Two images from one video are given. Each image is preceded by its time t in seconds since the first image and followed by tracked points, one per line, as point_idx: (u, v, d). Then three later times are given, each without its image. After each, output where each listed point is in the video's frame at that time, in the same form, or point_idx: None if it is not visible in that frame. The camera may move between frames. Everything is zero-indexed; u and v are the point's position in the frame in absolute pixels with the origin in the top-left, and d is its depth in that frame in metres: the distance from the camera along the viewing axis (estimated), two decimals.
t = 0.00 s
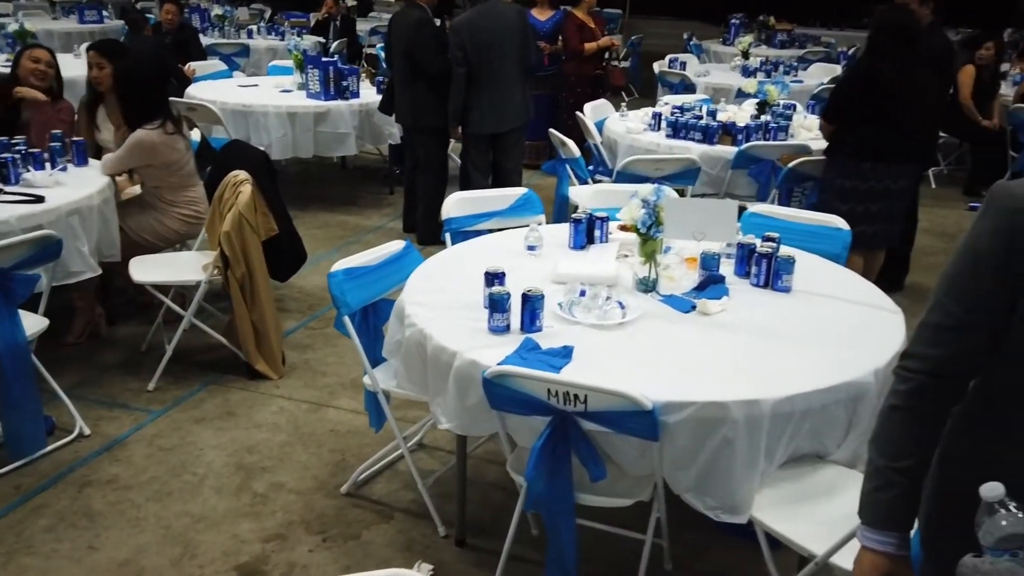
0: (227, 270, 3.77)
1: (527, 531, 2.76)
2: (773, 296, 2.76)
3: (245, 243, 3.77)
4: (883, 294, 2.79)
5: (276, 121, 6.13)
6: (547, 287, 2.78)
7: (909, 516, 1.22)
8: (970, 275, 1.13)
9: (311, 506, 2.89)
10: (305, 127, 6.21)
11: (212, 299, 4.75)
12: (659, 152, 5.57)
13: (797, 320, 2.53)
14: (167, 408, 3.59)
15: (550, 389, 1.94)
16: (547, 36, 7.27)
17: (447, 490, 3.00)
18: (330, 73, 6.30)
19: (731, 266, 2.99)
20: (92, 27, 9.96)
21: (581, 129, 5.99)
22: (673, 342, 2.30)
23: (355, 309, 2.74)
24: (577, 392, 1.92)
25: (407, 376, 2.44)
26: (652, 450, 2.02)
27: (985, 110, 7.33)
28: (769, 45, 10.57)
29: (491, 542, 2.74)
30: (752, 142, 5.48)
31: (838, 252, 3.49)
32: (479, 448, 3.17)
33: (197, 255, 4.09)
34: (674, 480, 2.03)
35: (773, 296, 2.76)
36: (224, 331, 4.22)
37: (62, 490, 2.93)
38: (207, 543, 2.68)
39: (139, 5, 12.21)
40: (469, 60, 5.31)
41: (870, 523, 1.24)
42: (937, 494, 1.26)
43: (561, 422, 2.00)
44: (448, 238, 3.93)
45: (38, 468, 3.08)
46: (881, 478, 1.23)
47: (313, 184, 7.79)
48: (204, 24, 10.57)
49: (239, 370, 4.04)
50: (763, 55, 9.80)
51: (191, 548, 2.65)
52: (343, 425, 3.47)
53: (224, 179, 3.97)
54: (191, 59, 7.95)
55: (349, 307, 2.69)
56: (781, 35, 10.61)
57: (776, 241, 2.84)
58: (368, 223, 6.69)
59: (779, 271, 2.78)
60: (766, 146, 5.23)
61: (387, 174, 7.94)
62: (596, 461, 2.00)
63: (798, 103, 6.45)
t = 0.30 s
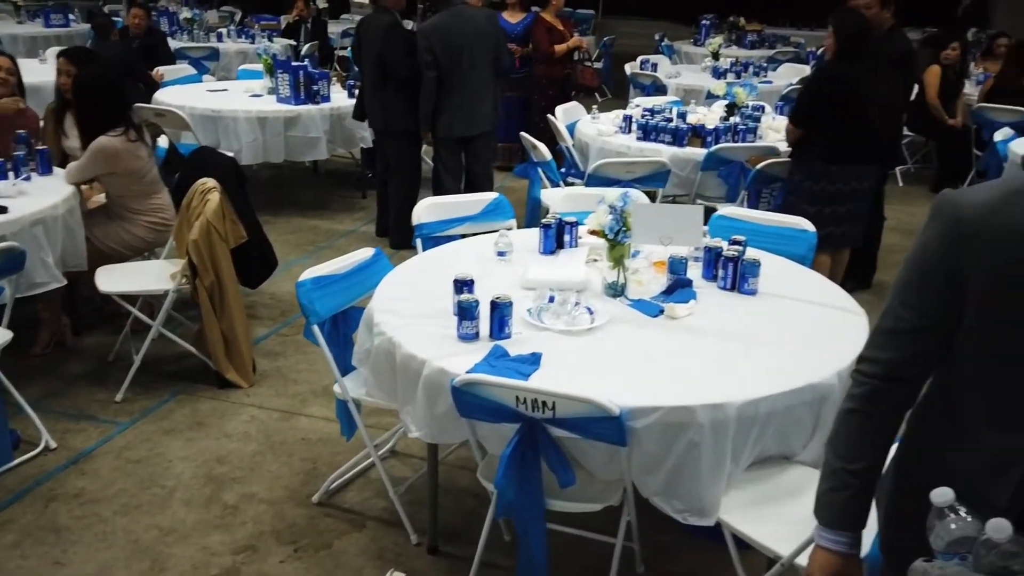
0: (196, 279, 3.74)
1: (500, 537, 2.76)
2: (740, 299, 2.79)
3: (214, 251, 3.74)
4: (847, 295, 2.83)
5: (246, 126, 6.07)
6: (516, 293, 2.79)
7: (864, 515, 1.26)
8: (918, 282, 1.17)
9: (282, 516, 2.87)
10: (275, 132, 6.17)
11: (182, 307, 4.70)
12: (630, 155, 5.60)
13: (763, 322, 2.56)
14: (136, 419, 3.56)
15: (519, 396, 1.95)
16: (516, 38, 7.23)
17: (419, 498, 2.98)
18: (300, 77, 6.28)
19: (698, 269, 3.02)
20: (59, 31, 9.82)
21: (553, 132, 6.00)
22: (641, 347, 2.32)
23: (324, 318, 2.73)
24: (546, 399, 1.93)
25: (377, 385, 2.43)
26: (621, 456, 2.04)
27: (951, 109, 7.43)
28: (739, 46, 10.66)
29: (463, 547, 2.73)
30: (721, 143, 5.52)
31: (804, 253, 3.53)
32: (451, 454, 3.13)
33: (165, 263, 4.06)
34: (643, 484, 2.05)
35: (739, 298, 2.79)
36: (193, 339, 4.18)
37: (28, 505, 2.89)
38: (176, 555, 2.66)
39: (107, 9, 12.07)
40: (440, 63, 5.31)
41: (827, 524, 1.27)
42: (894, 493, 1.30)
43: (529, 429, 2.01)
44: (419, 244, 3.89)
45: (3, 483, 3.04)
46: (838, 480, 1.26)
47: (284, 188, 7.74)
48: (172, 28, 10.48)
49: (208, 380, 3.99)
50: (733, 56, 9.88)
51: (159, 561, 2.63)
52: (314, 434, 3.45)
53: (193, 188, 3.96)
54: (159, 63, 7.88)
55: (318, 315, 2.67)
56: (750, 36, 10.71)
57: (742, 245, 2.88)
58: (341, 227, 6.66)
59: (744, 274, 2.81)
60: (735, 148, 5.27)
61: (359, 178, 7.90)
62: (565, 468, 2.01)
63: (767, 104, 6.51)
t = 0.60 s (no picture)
0: (161, 290, 3.69)
1: (471, 548, 2.74)
2: (708, 303, 2.80)
3: (180, 262, 3.69)
4: (813, 298, 2.86)
5: (213, 132, 6.01)
6: (485, 301, 2.77)
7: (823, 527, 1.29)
8: (860, 292, 1.22)
9: (252, 530, 2.84)
10: (243, 137, 6.10)
11: (149, 318, 4.64)
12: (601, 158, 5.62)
13: (730, 326, 2.58)
14: (101, 434, 3.51)
15: (487, 406, 1.94)
16: (484, 40, 7.33)
17: (392, 509, 2.95)
18: (268, 83, 6.24)
19: (667, 274, 3.03)
20: (22, 36, 9.67)
21: (524, 136, 6.01)
22: (609, 353, 2.33)
23: (291, 329, 2.70)
24: (513, 409, 1.93)
25: (345, 397, 2.40)
26: (590, 463, 2.04)
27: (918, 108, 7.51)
28: (710, 46, 10.71)
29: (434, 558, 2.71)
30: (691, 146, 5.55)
31: (772, 256, 3.56)
32: (422, 463, 3.10)
33: (131, 274, 4.00)
34: (612, 490, 2.06)
35: (708, 303, 2.80)
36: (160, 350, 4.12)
37: None
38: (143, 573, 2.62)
39: (73, 13, 11.91)
40: (409, 65, 5.29)
41: (786, 537, 1.29)
42: (851, 502, 1.37)
43: (498, 439, 2.00)
44: (389, 251, 3.84)
45: None
46: (795, 493, 1.29)
47: (253, 195, 7.66)
48: (138, 32, 10.34)
49: (176, 392, 3.94)
50: (704, 57, 9.93)
51: None
52: (284, 445, 3.42)
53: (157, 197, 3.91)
54: (124, 69, 7.78)
55: (285, 326, 2.65)
56: (721, 36, 10.77)
57: (710, 249, 2.90)
58: (312, 234, 6.60)
59: (712, 278, 2.82)
60: (705, 151, 5.30)
61: (330, 183, 7.84)
62: (534, 477, 2.00)
63: (736, 105, 6.55)
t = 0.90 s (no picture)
0: (129, 297, 3.66)
1: (442, 552, 2.75)
2: (676, 306, 2.84)
3: (147, 269, 3.67)
4: (775, 299, 2.90)
5: (182, 137, 5.97)
6: (455, 305, 2.79)
7: (782, 538, 1.33)
8: (811, 300, 1.26)
9: (221, 538, 2.84)
10: (213, 142, 6.06)
11: (116, 325, 4.60)
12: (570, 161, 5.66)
13: (695, 328, 2.62)
14: (67, 444, 3.47)
15: (454, 412, 1.96)
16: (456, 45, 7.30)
17: (363, 515, 2.95)
18: (237, 87, 6.19)
19: (634, 278, 3.06)
20: None
21: (494, 139, 6.02)
22: (576, 356, 2.36)
23: (260, 336, 2.70)
24: (481, 414, 1.94)
25: (314, 404, 2.41)
26: (558, 467, 2.07)
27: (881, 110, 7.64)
28: (679, 49, 10.81)
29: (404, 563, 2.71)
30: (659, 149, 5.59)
31: (737, 258, 3.61)
32: (393, 468, 3.10)
33: (98, 281, 3.97)
34: (581, 493, 2.08)
35: (674, 305, 2.84)
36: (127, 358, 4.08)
37: None
38: None
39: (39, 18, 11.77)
40: (384, 69, 5.29)
41: (748, 551, 1.32)
42: (808, 505, 1.42)
43: (466, 444, 2.02)
44: (358, 257, 3.82)
45: None
46: (755, 506, 1.33)
47: (223, 199, 7.62)
48: (106, 36, 10.24)
49: (144, 400, 3.91)
50: (673, 60, 10.02)
51: None
52: (254, 452, 3.41)
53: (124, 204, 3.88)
54: (91, 73, 7.70)
55: (253, 334, 2.64)
56: (690, 39, 10.87)
57: (676, 253, 2.93)
58: (282, 238, 6.57)
59: (677, 281, 2.86)
60: (673, 154, 5.35)
61: (301, 187, 7.81)
62: (502, 481, 2.02)
63: (704, 108, 6.62)
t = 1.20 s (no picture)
0: (91, 305, 3.60)
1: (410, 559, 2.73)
2: (642, 309, 2.85)
3: (109, 276, 3.61)
4: (740, 302, 2.93)
5: (146, 142, 5.90)
6: (422, 310, 2.78)
7: (748, 539, 1.34)
8: (770, 303, 1.28)
9: (186, 548, 2.80)
10: (179, 148, 6.00)
11: (79, 333, 4.53)
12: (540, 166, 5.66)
13: (661, 331, 2.63)
14: (28, 454, 3.41)
15: (420, 417, 1.95)
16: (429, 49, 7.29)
17: (329, 522, 2.92)
18: (204, 92, 6.14)
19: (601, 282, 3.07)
20: None
21: (463, 144, 6.01)
22: (543, 360, 2.36)
23: (224, 343, 2.67)
24: (447, 419, 1.94)
25: (278, 411, 2.38)
26: (524, 471, 2.07)
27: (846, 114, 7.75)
28: (648, 54, 10.88)
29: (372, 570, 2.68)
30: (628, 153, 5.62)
31: (704, 261, 3.64)
32: (361, 474, 3.08)
33: (59, 289, 3.90)
34: (547, 497, 2.08)
35: (641, 309, 2.85)
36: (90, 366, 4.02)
37: None
38: None
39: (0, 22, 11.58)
40: (359, 72, 5.28)
41: (717, 553, 1.34)
42: (768, 506, 1.43)
43: (431, 450, 2.01)
44: (325, 262, 3.79)
45: None
46: (721, 507, 1.33)
47: (189, 205, 7.53)
48: (70, 40, 10.09)
49: (107, 409, 3.85)
50: (642, 65, 10.08)
51: None
52: (219, 460, 3.37)
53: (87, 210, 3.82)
54: (54, 78, 7.58)
55: (217, 341, 2.61)
56: (658, 44, 10.95)
57: (642, 257, 2.94)
58: (250, 243, 6.51)
59: (644, 285, 2.87)
60: (642, 158, 5.38)
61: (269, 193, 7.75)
62: (468, 486, 2.01)
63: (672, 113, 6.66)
